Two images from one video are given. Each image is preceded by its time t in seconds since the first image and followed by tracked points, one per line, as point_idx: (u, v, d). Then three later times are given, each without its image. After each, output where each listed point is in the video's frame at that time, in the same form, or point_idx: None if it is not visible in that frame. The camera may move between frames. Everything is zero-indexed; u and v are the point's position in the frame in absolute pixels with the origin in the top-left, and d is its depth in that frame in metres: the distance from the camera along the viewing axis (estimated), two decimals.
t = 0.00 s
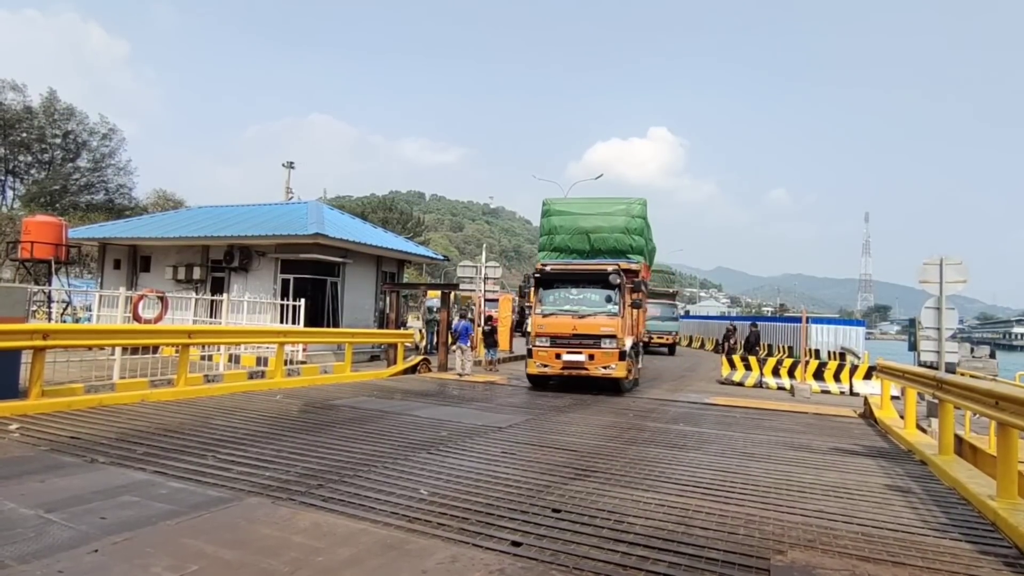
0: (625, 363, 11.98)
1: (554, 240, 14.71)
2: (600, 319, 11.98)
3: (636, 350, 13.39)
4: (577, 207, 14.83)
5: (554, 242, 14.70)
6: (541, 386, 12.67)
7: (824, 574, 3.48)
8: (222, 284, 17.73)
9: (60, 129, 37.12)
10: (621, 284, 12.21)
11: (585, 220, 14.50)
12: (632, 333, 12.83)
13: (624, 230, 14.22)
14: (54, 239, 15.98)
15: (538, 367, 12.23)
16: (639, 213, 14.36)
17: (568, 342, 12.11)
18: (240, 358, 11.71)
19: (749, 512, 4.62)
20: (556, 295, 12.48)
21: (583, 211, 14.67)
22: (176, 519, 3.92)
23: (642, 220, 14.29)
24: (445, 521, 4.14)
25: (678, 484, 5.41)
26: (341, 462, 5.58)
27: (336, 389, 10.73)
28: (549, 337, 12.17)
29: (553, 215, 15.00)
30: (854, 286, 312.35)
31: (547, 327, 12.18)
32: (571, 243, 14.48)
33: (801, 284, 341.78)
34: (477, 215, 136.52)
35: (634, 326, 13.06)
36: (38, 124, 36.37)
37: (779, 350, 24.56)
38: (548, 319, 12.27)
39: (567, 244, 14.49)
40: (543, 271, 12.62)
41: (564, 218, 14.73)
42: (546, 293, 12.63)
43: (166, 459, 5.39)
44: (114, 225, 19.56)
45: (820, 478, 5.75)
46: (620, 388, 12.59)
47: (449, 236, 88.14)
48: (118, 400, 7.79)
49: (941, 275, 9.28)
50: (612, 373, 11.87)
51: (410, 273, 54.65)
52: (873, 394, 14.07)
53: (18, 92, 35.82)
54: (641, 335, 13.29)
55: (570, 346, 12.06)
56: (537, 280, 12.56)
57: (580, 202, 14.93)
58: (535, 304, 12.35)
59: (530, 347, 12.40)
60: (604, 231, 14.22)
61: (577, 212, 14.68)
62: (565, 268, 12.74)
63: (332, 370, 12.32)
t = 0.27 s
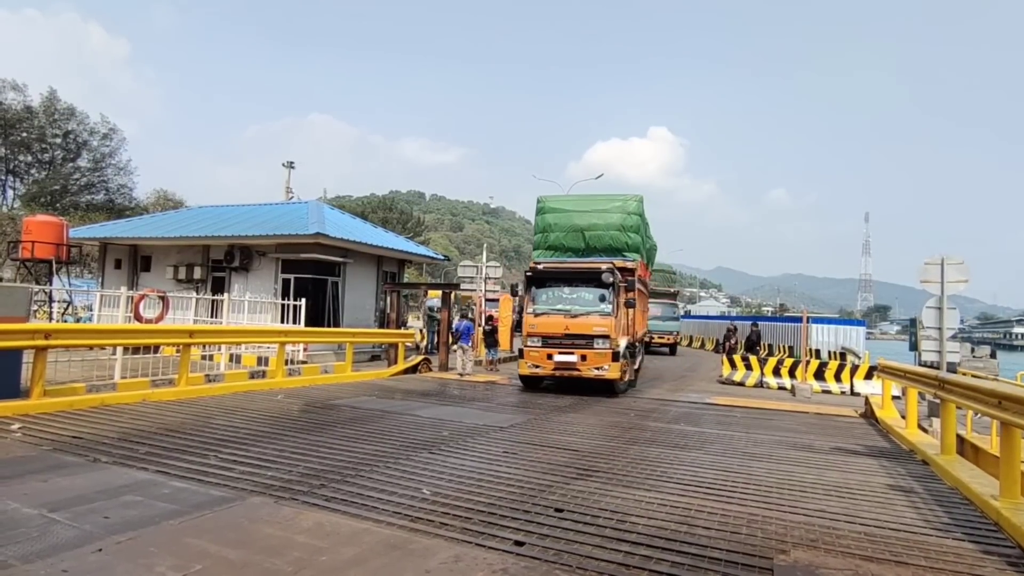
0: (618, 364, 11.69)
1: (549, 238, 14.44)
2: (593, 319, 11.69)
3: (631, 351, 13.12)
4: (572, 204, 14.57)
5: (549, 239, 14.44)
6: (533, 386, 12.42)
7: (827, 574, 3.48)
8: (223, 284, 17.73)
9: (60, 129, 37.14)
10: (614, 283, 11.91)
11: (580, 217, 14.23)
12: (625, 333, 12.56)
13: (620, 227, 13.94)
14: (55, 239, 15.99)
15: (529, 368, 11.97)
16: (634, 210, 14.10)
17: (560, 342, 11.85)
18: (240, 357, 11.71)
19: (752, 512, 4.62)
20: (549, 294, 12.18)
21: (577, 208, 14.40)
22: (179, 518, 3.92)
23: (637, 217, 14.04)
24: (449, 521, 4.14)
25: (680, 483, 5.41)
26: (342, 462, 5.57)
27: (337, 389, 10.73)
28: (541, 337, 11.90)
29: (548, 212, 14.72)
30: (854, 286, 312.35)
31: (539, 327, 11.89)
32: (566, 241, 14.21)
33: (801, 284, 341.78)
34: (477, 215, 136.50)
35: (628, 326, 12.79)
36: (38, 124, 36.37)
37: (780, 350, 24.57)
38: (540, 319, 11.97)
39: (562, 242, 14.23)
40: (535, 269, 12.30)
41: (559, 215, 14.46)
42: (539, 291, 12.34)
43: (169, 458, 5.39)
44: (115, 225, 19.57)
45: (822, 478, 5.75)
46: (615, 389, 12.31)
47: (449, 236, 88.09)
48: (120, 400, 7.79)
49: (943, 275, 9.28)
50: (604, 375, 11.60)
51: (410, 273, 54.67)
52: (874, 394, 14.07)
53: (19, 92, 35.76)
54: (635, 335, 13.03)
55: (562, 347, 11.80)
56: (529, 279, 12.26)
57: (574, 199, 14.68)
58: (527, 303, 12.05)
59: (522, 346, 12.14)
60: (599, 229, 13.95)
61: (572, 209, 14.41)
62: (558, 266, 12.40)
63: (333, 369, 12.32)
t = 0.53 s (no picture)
0: (609, 365, 11.37)
1: (541, 237, 13.98)
2: (583, 320, 11.36)
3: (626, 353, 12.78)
4: (566, 202, 14.11)
5: (541, 239, 13.98)
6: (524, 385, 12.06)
7: (827, 573, 3.49)
8: (224, 284, 17.74)
9: (62, 128, 37.17)
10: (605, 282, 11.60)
11: (573, 215, 13.78)
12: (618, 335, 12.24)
13: (614, 225, 13.52)
14: (56, 239, 16.01)
15: (519, 370, 11.71)
16: (629, 208, 13.65)
17: (550, 343, 11.56)
18: (241, 357, 11.72)
19: (752, 511, 4.63)
20: (538, 294, 11.88)
21: (571, 206, 13.95)
22: (180, 517, 3.93)
23: (632, 215, 13.59)
24: (449, 520, 4.15)
25: (680, 483, 5.42)
26: (343, 461, 5.58)
27: (338, 388, 10.74)
28: (530, 338, 11.66)
29: (540, 210, 14.24)
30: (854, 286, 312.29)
31: (528, 328, 11.66)
32: (559, 240, 13.79)
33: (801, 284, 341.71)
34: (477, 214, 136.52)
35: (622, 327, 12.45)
36: (39, 123, 36.37)
37: (780, 350, 24.57)
38: (529, 320, 11.75)
39: (555, 241, 13.78)
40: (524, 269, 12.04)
41: (552, 213, 13.99)
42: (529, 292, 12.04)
43: (170, 457, 5.40)
44: (115, 225, 19.58)
45: (822, 478, 5.75)
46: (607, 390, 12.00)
47: (450, 236, 88.07)
48: (121, 399, 7.80)
49: (943, 275, 9.27)
50: (595, 377, 11.31)
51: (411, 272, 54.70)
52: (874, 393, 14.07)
53: (20, 92, 35.73)
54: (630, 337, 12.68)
55: (551, 348, 11.53)
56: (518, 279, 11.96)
57: (568, 197, 14.22)
58: (516, 303, 11.82)
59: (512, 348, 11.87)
60: (593, 227, 13.52)
61: (565, 207, 13.96)
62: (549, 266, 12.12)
63: (334, 369, 12.32)
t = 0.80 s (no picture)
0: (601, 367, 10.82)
1: (535, 235, 13.83)
2: (575, 320, 10.83)
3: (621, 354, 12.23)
4: (560, 199, 13.99)
5: (535, 236, 13.83)
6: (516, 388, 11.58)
7: (825, 573, 3.49)
8: (224, 284, 17.76)
9: (63, 128, 37.20)
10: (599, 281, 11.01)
11: (568, 212, 13.65)
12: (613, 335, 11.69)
13: (609, 222, 13.37)
14: (57, 239, 16.03)
15: (508, 370, 11.20)
16: (624, 205, 13.51)
17: (541, 343, 11.03)
18: (241, 357, 11.73)
19: (750, 511, 4.63)
20: (529, 293, 11.36)
21: (565, 203, 13.82)
22: (180, 517, 3.94)
23: (627, 213, 13.45)
24: (448, 520, 4.15)
25: (679, 483, 5.43)
26: (343, 461, 5.59)
27: (338, 388, 10.74)
28: (520, 338, 11.12)
29: (534, 208, 14.12)
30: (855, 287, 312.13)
31: (518, 327, 11.10)
32: (553, 237, 13.63)
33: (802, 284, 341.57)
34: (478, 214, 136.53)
35: (618, 327, 11.93)
36: (40, 123, 36.37)
37: (780, 350, 24.56)
38: (519, 319, 11.18)
39: (549, 238, 13.63)
40: (515, 267, 11.48)
41: (546, 211, 13.87)
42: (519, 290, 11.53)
43: (170, 457, 5.41)
44: (116, 225, 19.61)
45: (821, 478, 5.76)
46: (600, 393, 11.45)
47: (450, 236, 88.06)
48: (121, 399, 7.81)
49: (943, 275, 9.27)
50: (586, 378, 10.78)
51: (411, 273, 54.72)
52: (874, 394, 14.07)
53: (21, 92, 35.74)
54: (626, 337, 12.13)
55: (542, 348, 10.99)
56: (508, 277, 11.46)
57: (562, 194, 14.09)
58: (505, 302, 11.28)
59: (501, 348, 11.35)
60: (587, 224, 13.39)
61: (559, 204, 13.84)
62: (540, 264, 11.59)
63: (334, 369, 12.33)
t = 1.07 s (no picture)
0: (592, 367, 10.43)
1: (528, 232, 13.30)
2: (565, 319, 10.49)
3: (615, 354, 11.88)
4: (554, 196, 13.45)
5: (528, 234, 13.30)
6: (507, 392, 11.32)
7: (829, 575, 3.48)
8: (224, 284, 17.75)
9: (63, 128, 37.17)
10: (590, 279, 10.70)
11: (561, 209, 13.07)
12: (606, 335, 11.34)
13: (603, 219, 12.75)
14: (57, 239, 16.02)
15: (497, 371, 10.86)
16: (620, 201, 12.88)
17: (531, 343, 10.69)
18: (242, 358, 11.72)
19: (752, 512, 4.63)
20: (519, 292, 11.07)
21: (558, 200, 13.27)
22: (181, 518, 3.93)
23: (623, 209, 12.82)
24: (450, 521, 4.15)
25: (680, 484, 5.42)
26: (344, 462, 5.58)
27: (338, 389, 10.73)
28: (509, 338, 10.78)
29: (528, 205, 13.62)
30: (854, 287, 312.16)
31: (507, 327, 10.79)
32: (547, 235, 13.07)
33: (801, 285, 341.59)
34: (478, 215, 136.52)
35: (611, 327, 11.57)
36: (40, 123, 36.32)
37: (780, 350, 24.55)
38: (509, 318, 10.88)
39: (542, 236, 13.08)
40: (504, 265, 11.23)
41: (539, 208, 13.36)
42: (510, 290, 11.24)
43: (171, 458, 5.40)
44: (116, 225, 19.59)
45: (823, 479, 5.75)
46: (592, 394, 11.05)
47: (450, 236, 88.05)
48: (121, 400, 7.80)
49: (945, 275, 9.25)
50: (577, 380, 10.42)
51: (411, 273, 54.72)
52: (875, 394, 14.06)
53: (21, 92, 35.71)
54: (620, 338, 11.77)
55: (532, 348, 10.65)
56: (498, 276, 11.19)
57: (557, 190, 13.55)
58: (495, 301, 10.98)
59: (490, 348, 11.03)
60: (581, 222, 12.79)
61: (552, 201, 13.30)
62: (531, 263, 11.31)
63: (335, 370, 12.33)
